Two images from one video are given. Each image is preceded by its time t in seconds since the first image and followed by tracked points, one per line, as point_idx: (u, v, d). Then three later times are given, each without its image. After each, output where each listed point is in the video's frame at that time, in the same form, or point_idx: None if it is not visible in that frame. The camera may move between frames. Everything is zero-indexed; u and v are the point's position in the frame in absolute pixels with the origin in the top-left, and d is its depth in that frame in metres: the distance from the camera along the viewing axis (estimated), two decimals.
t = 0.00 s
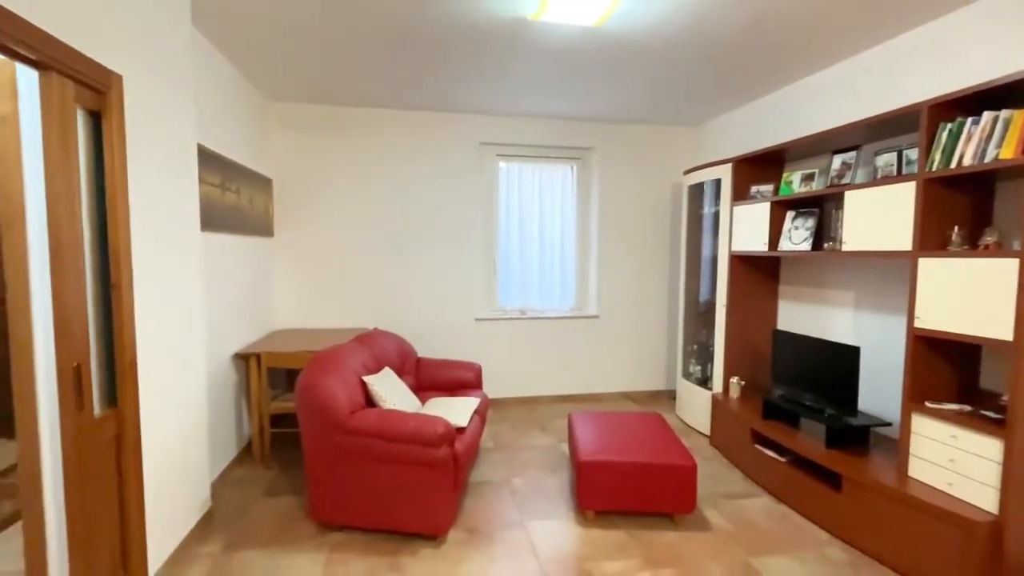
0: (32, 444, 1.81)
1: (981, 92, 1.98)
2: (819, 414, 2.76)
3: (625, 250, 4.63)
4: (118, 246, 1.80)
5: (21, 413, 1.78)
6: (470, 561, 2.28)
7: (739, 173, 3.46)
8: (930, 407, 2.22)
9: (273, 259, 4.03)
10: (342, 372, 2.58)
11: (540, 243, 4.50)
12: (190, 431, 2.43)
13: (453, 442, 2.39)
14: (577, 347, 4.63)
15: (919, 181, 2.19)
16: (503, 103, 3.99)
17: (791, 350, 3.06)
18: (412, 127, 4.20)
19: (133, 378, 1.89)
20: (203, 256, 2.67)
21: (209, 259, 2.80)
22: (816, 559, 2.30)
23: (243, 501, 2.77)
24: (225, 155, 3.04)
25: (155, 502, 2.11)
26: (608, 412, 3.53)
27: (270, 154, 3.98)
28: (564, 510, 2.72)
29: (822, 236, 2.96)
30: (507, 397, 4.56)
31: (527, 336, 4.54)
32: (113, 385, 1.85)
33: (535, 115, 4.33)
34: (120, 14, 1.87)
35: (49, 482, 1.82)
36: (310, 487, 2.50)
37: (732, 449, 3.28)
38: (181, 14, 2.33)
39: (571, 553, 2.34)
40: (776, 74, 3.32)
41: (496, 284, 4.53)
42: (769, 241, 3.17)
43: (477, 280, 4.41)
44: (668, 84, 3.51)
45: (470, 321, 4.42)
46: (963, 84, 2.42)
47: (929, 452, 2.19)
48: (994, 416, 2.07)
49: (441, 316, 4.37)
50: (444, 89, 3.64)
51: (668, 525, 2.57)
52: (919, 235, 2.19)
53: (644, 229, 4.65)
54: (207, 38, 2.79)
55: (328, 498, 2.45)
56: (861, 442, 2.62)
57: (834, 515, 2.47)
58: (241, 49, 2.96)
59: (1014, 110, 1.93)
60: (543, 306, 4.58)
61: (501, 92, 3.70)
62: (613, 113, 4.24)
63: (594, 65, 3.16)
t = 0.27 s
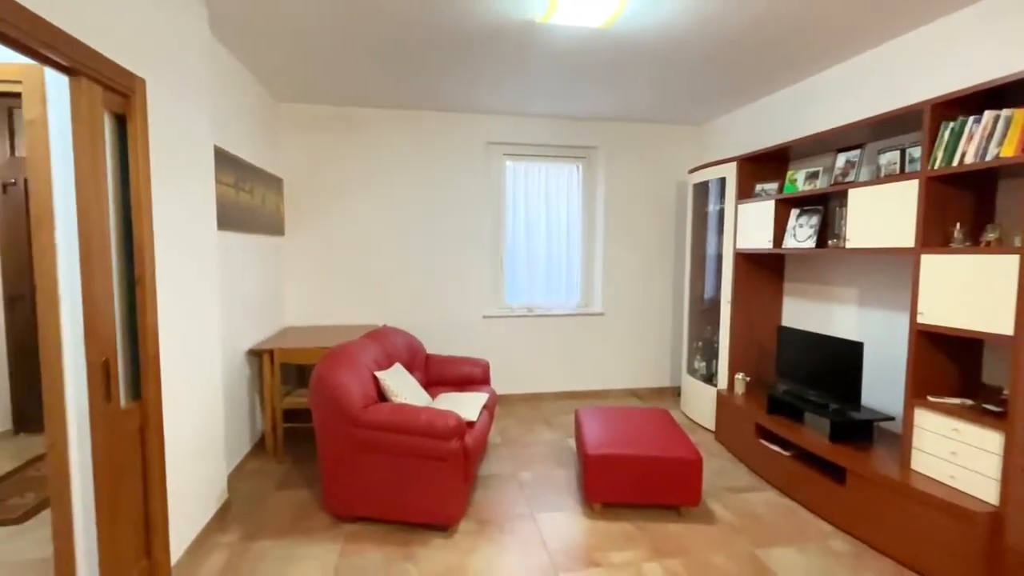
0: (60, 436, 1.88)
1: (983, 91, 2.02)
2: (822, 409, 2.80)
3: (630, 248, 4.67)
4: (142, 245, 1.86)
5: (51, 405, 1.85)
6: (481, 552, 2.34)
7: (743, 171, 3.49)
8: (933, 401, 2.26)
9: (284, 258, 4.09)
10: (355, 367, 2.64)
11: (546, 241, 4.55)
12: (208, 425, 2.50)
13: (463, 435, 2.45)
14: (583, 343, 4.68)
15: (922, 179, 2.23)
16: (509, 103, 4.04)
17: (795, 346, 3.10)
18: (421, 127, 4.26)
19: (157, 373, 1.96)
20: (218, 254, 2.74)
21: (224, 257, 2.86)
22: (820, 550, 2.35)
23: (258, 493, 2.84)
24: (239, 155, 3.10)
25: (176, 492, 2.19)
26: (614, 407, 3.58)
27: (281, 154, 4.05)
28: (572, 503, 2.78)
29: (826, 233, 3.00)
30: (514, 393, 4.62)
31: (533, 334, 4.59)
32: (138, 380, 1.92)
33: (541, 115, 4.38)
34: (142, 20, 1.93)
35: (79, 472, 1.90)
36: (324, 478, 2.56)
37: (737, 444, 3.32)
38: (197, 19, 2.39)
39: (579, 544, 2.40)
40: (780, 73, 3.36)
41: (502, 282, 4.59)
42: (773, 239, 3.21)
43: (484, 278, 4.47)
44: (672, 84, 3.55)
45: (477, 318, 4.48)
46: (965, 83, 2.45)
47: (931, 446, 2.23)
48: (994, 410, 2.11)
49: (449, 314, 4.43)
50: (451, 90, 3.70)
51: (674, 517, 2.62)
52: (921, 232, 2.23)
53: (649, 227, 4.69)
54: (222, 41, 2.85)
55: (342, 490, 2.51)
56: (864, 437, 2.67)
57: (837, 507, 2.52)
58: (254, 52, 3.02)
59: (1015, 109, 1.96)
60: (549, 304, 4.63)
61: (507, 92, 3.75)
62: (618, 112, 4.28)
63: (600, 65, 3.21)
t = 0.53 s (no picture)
0: (82, 428, 1.94)
1: (977, 95, 2.07)
2: (821, 405, 2.86)
3: (632, 247, 4.73)
4: (161, 245, 1.93)
5: (74, 400, 1.92)
6: (487, 543, 2.41)
7: (744, 172, 3.55)
8: (928, 397, 2.32)
9: (291, 257, 4.16)
10: (365, 363, 2.70)
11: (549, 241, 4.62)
12: (221, 419, 2.57)
13: (471, 430, 2.51)
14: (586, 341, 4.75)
15: (918, 180, 2.28)
16: (513, 104, 4.10)
17: (795, 343, 3.15)
18: (426, 127, 4.32)
19: (175, 368, 2.02)
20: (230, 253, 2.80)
21: (236, 255, 2.93)
22: (818, 542, 2.41)
23: (269, 487, 2.91)
24: (249, 157, 3.17)
25: (192, 484, 2.26)
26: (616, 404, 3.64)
27: (288, 155, 4.11)
28: (575, 496, 2.84)
29: (825, 233, 3.06)
30: (517, 390, 4.68)
31: (536, 332, 4.65)
32: (158, 375, 1.99)
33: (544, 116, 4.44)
34: (159, 26, 1.99)
35: (100, 464, 1.97)
36: (334, 472, 2.63)
37: (737, 440, 3.38)
38: (211, 23, 2.45)
39: (583, 536, 2.46)
40: (780, 75, 3.42)
41: (506, 281, 4.65)
42: (773, 238, 3.27)
43: (488, 277, 4.53)
44: (674, 85, 3.61)
45: (481, 316, 4.54)
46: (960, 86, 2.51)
47: (926, 440, 2.29)
48: (988, 406, 2.16)
49: (454, 312, 4.49)
50: (456, 91, 3.76)
51: (675, 511, 2.68)
52: (917, 232, 2.29)
53: (650, 227, 4.75)
54: (233, 44, 2.91)
55: (351, 483, 2.58)
56: (862, 432, 2.72)
57: (835, 501, 2.58)
58: (264, 55, 3.09)
59: (1008, 112, 2.01)
60: (552, 302, 4.69)
61: (512, 94, 3.81)
62: (620, 113, 4.34)
63: (603, 67, 3.27)
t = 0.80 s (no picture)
0: (94, 423, 2.00)
1: (964, 99, 2.13)
2: (815, 402, 2.92)
3: (630, 247, 4.79)
4: (172, 244, 1.98)
5: (86, 395, 1.97)
6: (488, 536, 2.47)
7: (740, 173, 3.61)
8: (918, 393, 2.38)
9: (294, 256, 4.21)
10: (368, 361, 2.76)
11: (549, 241, 4.67)
12: (227, 415, 2.62)
13: (472, 426, 2.57)
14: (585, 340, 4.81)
15: (908, 182, 2.34)
16: (513, 106, 4.15)
17: (790, 341, 3.22)
18: (427, 129, 4.37)
19: (185, 365, 2.07)
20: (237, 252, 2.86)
21: (242, 255, 2.98)
22: (811, 534, 2.47)
23: (273, 482, 2.96)
24: (254, 158, 3.21)
25: (201, 479, 2.31)
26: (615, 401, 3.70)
27: (291, 156, 4.16)
28: (575, 491, 2.90)
29: (819, 233, 3.12)
30: (517, 388, 4.74)
31: (536, 330, 4.71)
32: (168, 372, 2.04)
33: (544, 117, 4.50)
34: (170, 31, 2.04)
35: (112, 458, 2.03)
36: (338, 467, 2.69)
37: (733, 437, 3.44)
38: (218, 27, 2.50)
39: (582, 529, 2.52)
40: (776, 77, 3.48)
41: (506, 280, 4.70)
42: (769, 238, 3.33)
43: (488, 277, 4.59)
44: (671, 88, 3.67)
45: (481, 316, 4.60)
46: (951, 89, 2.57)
47: (916, 435, 2.35)
48: (976, 401, 2.22)
49: (454, 311, 4.55)
50: (458, 94, 3.82)
51: (672, 505, 2.74)
52: (907, 232, 2.35)
53: (648, 227, 4.81)
54: (238, 48, 2.96)
55: (355, 478, 2.63)
56: (854, 427, 2.79)
57: (828, 495, 2.64)
58: (269, 58, 3.14)
59: (994, 116, 2.08)
60: (552, 301, 4.75)
61: (512, 96, 3.87)
62: (619, 114, 4.39)
63: (602, 70, 3.33)
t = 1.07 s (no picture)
0: (100, 417, 2.06)
1: (944, 105, 2.20)
2: (803, 399, 2.98)
3: (625, 247, 4.86)
4: (176, 243, 2.04)
5: (92, 390, 2.03)
6: (484, 529, 2.53)
7: (732, 175, 3.69)
8: (901, 390, 2.45)
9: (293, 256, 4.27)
10: (367, 358, 2.82)
11: (545, 241, 4.73)
12: (228, 411, 2.68)
13: (468, 422, 2.63)
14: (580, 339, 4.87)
15: (892, 185, 2.41)
16: (510, 108, 4.21)
17: (779, 340, 3.29)
18: (425, 130, 4.43)
19: (187, 363, 2.13)
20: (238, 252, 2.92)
21: (242, 254, 3.04)
22: (797, 527, 2.54)
23: (273, 478, 3.02)
24: (254, 159, 3.27)
25: (203, 473, 2.38)
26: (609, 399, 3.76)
27: (291, 156, 4.22)
28: (568, 486, 2.97)
29: (808, 234, 3.19)
30: (513, 387, 4.80)
31: (532, 329, 4.77)
32: (172, 369, 2.10)
33: (540, 119, 4.56)
34: (175, 35, 2.10)
35: (117, 452, 2.09)
36: (337, 462, 2.74)
37: (725, 434, 3.51)
38: (221, 32, 2.56)
39: (575, 522, 2.58)
40: (767, 81, 3.55)
41: (503, 280, 4.77)
42: (759, 239, 3.40)
43: (485, 276, 4.65)
44: (664, 90, 3.74)
45: (478, 314, 4.66)
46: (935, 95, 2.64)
47: (899, 431, 2.42)
48: (956, 397, 2.29)
49: (451, 310, 4.61)
50: (455, 96, 3.88)
51: (663, 499, 2.80)
52: (890, 234, 2.42)
53: (643, 227, 4.88)
54: (240, 50, 3.01)
55: (354, 473, 2.69)
56: (841, 424, 2.85)
57: (815, 489, 2.71)
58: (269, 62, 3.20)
59: (972, 122, 2.14)
60: (548, 301, 4.81)
61: (509, 98, 3.93)
62: (614, 117, 4.46)
63: (596, 74, 3.39)
